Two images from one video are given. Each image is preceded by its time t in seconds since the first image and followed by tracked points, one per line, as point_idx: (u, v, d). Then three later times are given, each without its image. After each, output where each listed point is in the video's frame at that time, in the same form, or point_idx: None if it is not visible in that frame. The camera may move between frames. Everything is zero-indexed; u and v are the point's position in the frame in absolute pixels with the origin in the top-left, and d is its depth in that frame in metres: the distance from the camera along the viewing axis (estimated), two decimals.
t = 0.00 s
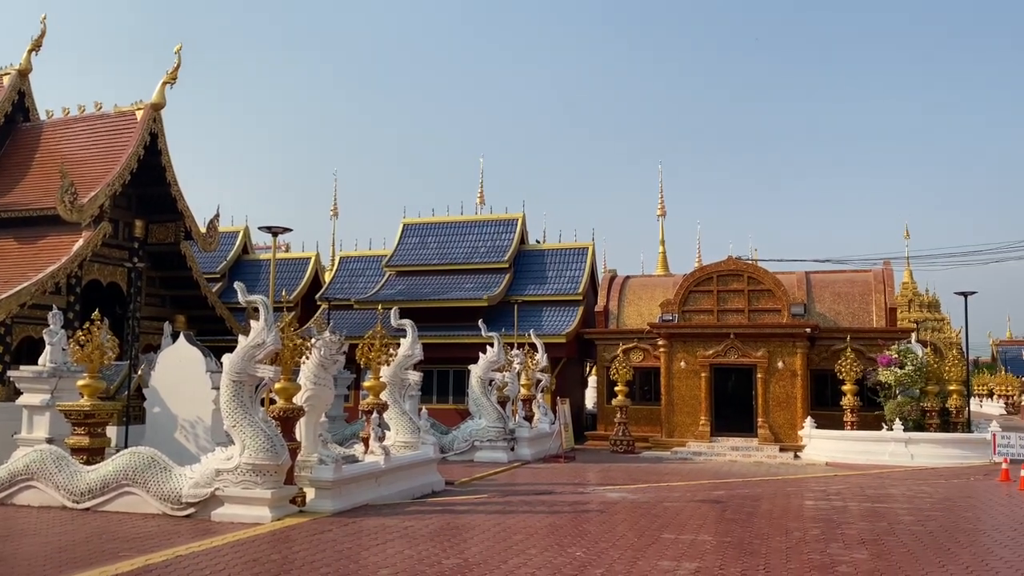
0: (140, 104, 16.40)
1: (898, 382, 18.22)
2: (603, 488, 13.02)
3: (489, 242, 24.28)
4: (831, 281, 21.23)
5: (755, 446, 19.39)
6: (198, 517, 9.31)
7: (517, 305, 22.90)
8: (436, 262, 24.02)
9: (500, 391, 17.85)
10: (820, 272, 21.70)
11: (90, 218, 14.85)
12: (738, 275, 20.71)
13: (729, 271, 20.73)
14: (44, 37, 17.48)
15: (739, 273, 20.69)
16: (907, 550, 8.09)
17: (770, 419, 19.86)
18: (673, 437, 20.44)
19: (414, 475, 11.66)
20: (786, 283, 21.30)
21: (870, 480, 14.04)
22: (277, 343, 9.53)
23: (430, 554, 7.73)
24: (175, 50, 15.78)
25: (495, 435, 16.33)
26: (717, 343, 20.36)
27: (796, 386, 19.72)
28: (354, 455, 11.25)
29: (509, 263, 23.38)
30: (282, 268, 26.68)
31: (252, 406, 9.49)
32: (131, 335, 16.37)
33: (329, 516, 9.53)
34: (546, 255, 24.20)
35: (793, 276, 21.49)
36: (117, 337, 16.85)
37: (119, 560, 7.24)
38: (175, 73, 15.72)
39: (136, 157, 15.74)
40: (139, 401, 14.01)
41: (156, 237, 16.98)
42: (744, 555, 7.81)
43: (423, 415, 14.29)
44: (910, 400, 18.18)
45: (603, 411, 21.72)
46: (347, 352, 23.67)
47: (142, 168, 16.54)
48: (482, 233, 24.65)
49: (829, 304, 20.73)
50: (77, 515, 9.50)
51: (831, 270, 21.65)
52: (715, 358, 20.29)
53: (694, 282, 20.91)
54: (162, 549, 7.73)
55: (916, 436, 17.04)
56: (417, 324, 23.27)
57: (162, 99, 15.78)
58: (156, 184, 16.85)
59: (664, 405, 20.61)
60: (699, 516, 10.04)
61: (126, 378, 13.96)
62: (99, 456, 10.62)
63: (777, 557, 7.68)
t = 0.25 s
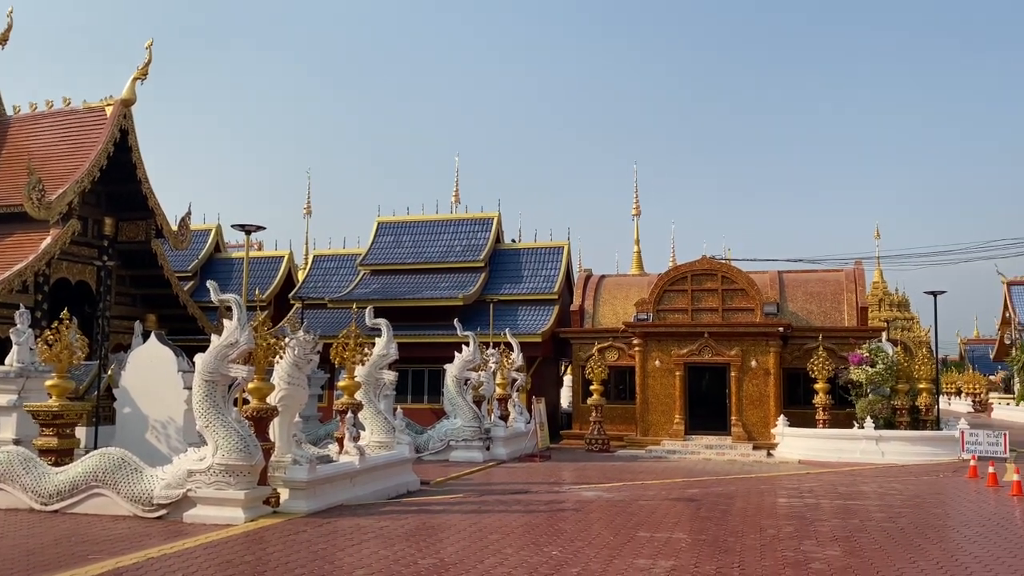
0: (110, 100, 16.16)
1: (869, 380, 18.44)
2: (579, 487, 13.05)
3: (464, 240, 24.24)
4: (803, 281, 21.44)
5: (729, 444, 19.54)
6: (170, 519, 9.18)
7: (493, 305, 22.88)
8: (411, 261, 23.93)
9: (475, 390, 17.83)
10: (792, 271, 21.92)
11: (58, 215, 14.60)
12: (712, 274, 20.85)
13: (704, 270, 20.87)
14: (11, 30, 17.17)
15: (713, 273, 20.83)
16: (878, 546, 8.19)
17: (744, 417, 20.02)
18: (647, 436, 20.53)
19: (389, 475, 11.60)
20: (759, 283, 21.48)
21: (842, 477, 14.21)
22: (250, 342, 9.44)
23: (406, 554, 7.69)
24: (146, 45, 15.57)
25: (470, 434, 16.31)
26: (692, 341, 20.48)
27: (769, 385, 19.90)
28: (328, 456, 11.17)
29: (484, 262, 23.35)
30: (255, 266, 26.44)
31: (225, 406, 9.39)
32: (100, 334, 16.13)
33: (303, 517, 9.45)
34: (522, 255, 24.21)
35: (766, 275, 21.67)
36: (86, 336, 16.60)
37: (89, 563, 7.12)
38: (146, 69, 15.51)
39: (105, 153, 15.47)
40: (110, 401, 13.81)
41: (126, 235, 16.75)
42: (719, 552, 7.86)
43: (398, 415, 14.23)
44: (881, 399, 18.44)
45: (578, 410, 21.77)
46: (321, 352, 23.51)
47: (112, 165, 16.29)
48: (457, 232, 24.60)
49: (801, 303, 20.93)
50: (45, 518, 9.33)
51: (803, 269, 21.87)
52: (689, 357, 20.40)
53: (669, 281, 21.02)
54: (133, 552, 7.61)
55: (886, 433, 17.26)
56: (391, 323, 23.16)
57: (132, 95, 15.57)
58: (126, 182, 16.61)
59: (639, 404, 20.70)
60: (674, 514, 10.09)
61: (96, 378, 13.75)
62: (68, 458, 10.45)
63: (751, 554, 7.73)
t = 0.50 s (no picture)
0: (81, 96, 15.90)
1: (841, 379, 18.64)
2: (554, 486, 13.06)
3: (440, 239, 24.18)
4: (776, 281, 21.64)
5: (703, 443, 19.67)
6: (141, 520, 9.06)
7: (469, 304, 22.85)
8: (386, 260, 23.83)
9: (451, 390, 17.79)
10: (766, 271, 22.11)
11: (27, 212, 14.35)
12: (687, 274, 20.98)
13: (679, 270, 20.99)
14: None
15: (688, 272, 20.96)
16: (850, 543, 8.28)
17: (718, 415, 20.16)
18: (623, 434, 20.61)
19: (364, 475, 11.55)
20: (733, 283, 21.65)
21: (814, 475, 14.35)
22: (224, 341, 9.35)
23: (381, 554, 7.65)
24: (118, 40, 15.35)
25: (446, 434, 16.28)
26: (667, 341, 20.58)
27: (743, 383, 20.06)
28: (302, 456, 11.08)
29: (460, 261, 23.32)
30: (228, 265, 26.21)
31: (198, 405, 9.30)
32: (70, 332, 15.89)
33: (277, 518, 9.38)
34: (498, 254, 24.21)
35: (740, 275, 21.84)
36: (55, 335, 16.35)
37: (58, 565, 7.01)
38: (118, 64, 15.30)
39: (76, 149, 15.20)
40: (79, 401, 13.61)
41: (97, 232, 16.54)
42: (694, 550, 7.91)
43: (374, 414, 14.17)
44: (852, 397, 18.66)
45: (554, 409, 21.80)
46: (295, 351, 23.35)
47: (82, 161, 16.03)
48: (433, 231, 24.54)
49: (775, 303, 21.12)
50: (12, 520, 9.17)
51: (776, 269, 22.07)
52: (664, 356, 20.49)
53: (644, 281, 21.12)
54: (103, 553, 7.50)
55: (858, 431, 17.48)
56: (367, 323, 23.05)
57: (103, 90, 15.35)
58: (97, 178, 16.37)
59: (615, 403, 20.77)
60: (649, 513, 10.14)
61: (65, 378, 13.55)
62: (36, 458, 10.28)
63: (726, 552, 7.79)
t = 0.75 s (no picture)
0: (51, 91, 15.65)
1: (813, 379, 18.83)
2: (529, 485, 13.08)
3: (417, 238, 24.12)
4: (750, 282, 21.82)
5: (677, 442, 19.79)
6: (111, 521, 8.95)
7: (445, 303, 22.81)
8: (362, 259, 23.72)
9: (427, 389, 17.76)
10: (740, 272, 22.29)
11: None
12: (662, 274, 21.10)
13: (654, 270, 21.10)
14: None
15: (663, 273, 21.07)
16: (822, 542, 8.37)
17: (692, 415, 20.30)
18: (598, 434, 20.69)
19: (339, 475, 11.49)
20: (708, 283, 21.80)
21: (787, 474, 14.50)
22: (197, 340, 9.25)
23: (356, 555, 7.62)
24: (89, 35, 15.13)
25: (421, 433, 16.24)
26: (642, 341, 20.68)
27: (717, 383, 20.21)
28: (276, 456, 11.01)
29: (436, 260, 23.27)
30: (202, 263, 25.96)
31: (170, 405, 9.20)
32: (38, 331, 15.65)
33: (250, 518, 9.30)
34: (474, 253, 24.19)
35: (714, 276, 22.00)
36: (24, 333, 16.10)
37: (27, 567, 6.91)
38: (89, 59, 15.09)
39: (46, 145, 14.96)
40: (49, 401, 13.42)
41: (67, 229, 16.32)
42: (668, 549, 7.95)
43: (349, 414, 14.09)
44: (824, 397, 18.88)
45: (529, 409, 21.82)
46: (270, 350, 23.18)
47: (52, 157, 15.79)
48: (409, 230, 24.46)
49: (749, 303, 21.30)
50: None
51: (750, 270, 22.26)
52: (639, 356, 20.58)
53: (620, 281, 21.21)
54: (74, 555, 7.40)
55: (829, 431, 17.68)
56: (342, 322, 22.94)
57: (74, 85, 15.12)
58: (68, 175, 16.13)
59: (590, 402, 20.83)
60: (623, 512, 10.19)
61: (34, 377, 13.34)
62: (3, 459, 10.11)
63: (700, 551, 7.85)
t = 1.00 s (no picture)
0: (20, 85, 15.36)
1: (785, 379, 19.01)
2: (504, 485, 13.09)
3: (392, 237, 24.03)
4: (724, 282, 21.98)
5: (652, 441, 19.90)
6: (80, 521, 8.84)
7: (420, 302, 22.76)
8: (337, 257, 23.59)
9: (402, 389, 17.70)
10: (714, 272, 22.46)
11: None
12: (638, 274, 21.20)
13: (630, 270, 21.19)
14: None
15: (638, 273, 21.17)
16: (794, 539, 8.46)
17: (666, 414, 20.42)
18: (573, 433, 20.74)
19: (312, 475, 11.42)
20: (682, 283, 21.94)
21: (760, 473, 14.63)
22: (169, 338, 9.13)
23: (329, 554, 7.58)
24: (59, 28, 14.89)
25: (396, 433, 16.18)
26: (616, 340, 20.76)
27: (690, 382, 20.35)
28: (248, 455, 10.91)
29: (412, 259, 23.20)
30: (174, 261, 25.67)
31: (141, 404, 9.10)
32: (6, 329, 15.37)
33: (222, 518, 9.23)
34: (450, 252, 24.15)
35: (689, 276, 22.14)
36: None
37: None
38: (59, 53, 14.85)
39: (16, 141, 14.69)
40: (17, 399, 13.19)
41: (36, 226, 16.05)
42: (643, 547, 8.00)
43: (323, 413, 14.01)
44: (796, 396, 19.08)
45: (505, 408, 21.83)
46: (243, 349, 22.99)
47: (21, 152, 15.53)
48: (385, 229, 24.36)
49: (722, 304, 21.46)
50: None
51: (724, 271, 22.43)
52: (615, 356, 20.66)
53: (596, 280, 21.28)
54: (42, 556, 7.30)
55: (801, 430, 17.87)
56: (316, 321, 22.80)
57: (43, 80, 14.88)
58: (36, 171, 15.86)
59: (566, 402, 20.89)
60: (598, 510, 10.22)
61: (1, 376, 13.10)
62: None
63: (673, 549, 7.89)
